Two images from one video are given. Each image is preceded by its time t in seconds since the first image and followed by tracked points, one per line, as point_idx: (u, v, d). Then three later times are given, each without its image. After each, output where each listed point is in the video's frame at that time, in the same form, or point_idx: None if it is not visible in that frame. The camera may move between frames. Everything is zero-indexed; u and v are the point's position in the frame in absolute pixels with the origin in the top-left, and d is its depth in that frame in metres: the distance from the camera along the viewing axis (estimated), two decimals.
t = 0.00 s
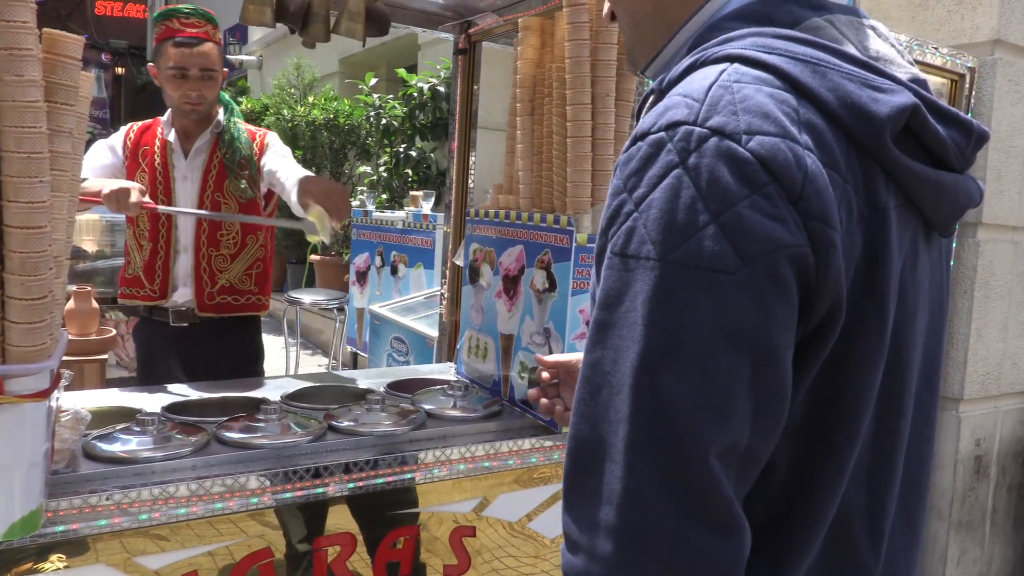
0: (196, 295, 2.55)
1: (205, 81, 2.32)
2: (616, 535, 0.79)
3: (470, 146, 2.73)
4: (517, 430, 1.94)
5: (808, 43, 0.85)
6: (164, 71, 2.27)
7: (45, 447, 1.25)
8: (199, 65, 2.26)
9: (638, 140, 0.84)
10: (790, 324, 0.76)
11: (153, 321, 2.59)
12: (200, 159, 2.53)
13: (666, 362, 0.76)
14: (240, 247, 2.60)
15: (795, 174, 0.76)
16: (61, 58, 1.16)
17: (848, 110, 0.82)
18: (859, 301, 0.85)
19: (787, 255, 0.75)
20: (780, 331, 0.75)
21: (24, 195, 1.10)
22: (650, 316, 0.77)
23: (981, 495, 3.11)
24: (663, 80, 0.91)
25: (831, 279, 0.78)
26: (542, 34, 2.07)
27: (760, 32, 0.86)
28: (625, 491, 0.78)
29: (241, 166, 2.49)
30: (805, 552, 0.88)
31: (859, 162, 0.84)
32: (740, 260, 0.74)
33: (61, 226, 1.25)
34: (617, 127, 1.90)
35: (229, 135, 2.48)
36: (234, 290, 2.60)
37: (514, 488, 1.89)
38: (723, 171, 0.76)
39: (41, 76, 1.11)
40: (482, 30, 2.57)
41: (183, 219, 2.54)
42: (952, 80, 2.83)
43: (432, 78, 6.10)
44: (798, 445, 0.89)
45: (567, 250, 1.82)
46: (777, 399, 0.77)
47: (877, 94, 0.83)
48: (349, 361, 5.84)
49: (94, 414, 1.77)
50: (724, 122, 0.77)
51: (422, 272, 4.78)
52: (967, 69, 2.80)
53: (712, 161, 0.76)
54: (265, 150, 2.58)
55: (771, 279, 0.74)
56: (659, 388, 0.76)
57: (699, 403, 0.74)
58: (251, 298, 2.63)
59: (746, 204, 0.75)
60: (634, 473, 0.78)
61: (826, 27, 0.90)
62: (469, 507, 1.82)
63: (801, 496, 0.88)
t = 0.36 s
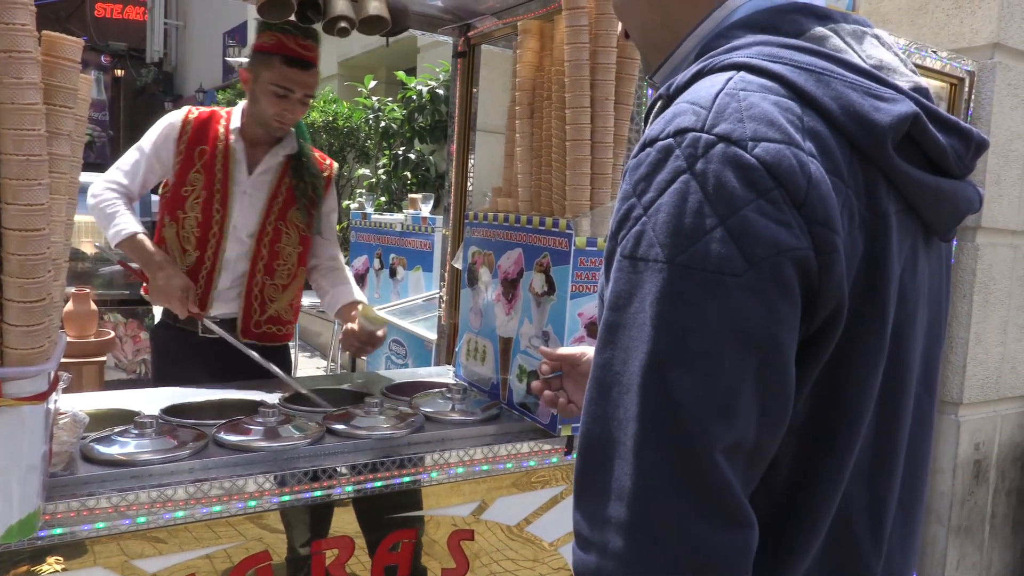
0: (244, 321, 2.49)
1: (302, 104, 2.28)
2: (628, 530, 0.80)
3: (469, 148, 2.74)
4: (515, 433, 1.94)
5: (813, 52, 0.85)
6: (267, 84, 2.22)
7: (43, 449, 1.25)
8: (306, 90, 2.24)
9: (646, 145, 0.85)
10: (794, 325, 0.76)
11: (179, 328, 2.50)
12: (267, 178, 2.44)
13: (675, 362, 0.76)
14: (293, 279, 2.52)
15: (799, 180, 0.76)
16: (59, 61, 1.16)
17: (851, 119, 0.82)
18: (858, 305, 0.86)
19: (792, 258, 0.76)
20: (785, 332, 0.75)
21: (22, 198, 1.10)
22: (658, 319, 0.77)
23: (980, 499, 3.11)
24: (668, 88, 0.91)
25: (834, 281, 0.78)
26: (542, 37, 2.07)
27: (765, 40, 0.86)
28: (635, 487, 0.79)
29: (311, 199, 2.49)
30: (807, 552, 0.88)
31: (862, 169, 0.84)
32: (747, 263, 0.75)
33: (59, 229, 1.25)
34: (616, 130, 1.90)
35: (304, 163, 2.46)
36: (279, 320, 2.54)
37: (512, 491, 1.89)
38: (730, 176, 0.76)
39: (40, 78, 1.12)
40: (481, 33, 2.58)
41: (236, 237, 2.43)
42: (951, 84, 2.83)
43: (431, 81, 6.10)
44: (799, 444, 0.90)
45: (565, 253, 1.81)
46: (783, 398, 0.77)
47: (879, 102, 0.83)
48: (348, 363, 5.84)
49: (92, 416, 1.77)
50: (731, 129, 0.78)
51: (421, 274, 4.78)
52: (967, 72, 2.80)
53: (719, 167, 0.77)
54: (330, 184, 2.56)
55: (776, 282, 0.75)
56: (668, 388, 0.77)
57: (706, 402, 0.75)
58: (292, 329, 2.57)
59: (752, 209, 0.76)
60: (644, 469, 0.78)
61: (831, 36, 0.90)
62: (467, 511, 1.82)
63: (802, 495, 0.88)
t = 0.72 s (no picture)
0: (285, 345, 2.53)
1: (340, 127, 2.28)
2: (609, 516, 0.80)
3: (468, 149, 2.73)
4: (514, 436, 1.94)
5: (804, 49, 0.85)
6: (307, 105, 2.21)
7: (42, 452, 1.25)
8: (345, 115, 2.23)
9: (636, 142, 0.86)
10: (777, 320, 0.76)
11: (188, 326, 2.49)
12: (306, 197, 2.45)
13: (657, 352, 0.77)
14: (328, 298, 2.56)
15: (780, 174, 0.77)
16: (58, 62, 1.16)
17: (839, 115, 0.82)
18: (849, 299, 0.85)
19: (773, 251, 0.75)
20: (767, 325, 0.75)
21: (20, 200, 1.10)
22: (642, 312, 0.78)
23: (980, 501, 3.11)
24: (666, 89, 0.92)
25: (817, 274, 0.78)
26: (541, 39, 2.07)
27: (754, 40, 0.87)
28: (617, 475, 0.79)
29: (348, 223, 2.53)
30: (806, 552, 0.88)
31: (849, 164, 0.84)
32: (727, 255, 0.75)
33: (58, 230, 1.25)
34: (616, 132, 1.90)
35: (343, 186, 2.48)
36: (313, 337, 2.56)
37: (511, 493, 1.88)
38: (711, 170, 0.77)
39: (38, 79, 1.11)
40: (481, 35, 2.58)
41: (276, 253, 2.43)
42: (952, 86, 2.83)
43: (431, 83, 6.10)
44: (792, 440, 0.89)
45: (565, 255, 1.81)
46: (765, 392, 0.77)
47: (867, 97, 0.83)
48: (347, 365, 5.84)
49: (90, 418, 1.76)
50: (713, 124, 0.78)
51: (420, 276, 4.77)
52: (967, 74, 2.80)
53: (701, 161, 0.77)
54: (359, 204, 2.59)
55: (757, 276, 0.75)
56: (651, 378, 0.77)
57: (686, 392, 0.75)
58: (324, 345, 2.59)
59: (732, 202, 0.76)
60: (626, 458, 0.79)
61: (826, 35, 0.90)
62: (467, 513, 1.81)
63: (795, 492, 0.88)
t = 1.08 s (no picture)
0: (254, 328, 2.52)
1: (242, 97, 2.27)
2: (611, 523, 0.80)
3: (469, 151, 2.74)
4: (514, 437, 1.94)
5: (809, 50, 0.85)
6: (200, 83, 2.20)
7: (43, 454, 1.25)
8: (241, 83, 2.21)
9: (639, 143, 0.86)
10: (782, 322, 0.76)
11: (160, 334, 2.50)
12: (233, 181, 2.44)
13: (661, 356, 0.77)
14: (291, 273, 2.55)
15: (786, 175, 0.77)
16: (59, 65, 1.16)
17: (845, 115, 0.82)
18: (857, 303, 0.85)
19: (779, 253, 0.76)
20: (772, 327, 0.75)
21: (21, 203, 1.10)
22: (646, 315, 0.78)
23: (980, 503, 3.11)
24: (669, 90, 0.92)
25: (823, 276, 0.78)
26: (541, 41, 2.07)
27: (760, 40, 0.87)
28: (620, 481, 0.79)
29: (285, 196, 2.49)
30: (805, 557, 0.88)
31: (856, 164, 0.84)
32: (731, 257, 0.75)
33: (59, 233, 1.25)
34: (615, 135, 1.90)
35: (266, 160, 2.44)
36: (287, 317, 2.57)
37: (510, 496, 1.87)
38: (715, 171, 0.77)
39: (39, 82, 1.11)
40: (480, 37, 2.58)
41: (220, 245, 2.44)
42: (951, 88, 2.84)
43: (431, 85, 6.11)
44: (799, 443, 0.89)
45: (565, 258, 1.82)
46: (771, 396, 0.77)
47: (873, 97, 0.83)
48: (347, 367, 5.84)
49: (90, 421, 1.77)
50: (718, 125, 0.78)
51: (420, 278, 4.77)
52: (967, 76, 2.80)
53: (705, 162, 0.78)
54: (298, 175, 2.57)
55: (763, 278, 0.75)
56: (655, 382, 0.78)
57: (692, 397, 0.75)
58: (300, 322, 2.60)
59: (737, 204, 0.76)
60: (630, 464, 0.79)
61: (833, 35, 0.90)
62: (466, 515, 1.81)
63: (802, 494, 0.88)
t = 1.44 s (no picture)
0: (159, 312, 2.44)
1: (148, 85, 2.15)
2: (635, 543, 0.80)
3: (470, 155, 2.75)
4: (514, 440, 1.94)
5: (820, 52, 0.86)
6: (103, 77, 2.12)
7: (46, 457, 1.25)
8: (138, 71, 2.09)
9: (650, 148, 0.86)
10: (804, 325, 0.77)
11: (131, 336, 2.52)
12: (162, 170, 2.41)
13: (682, 364, 0.76)
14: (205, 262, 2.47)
15: (807, 176, 0.77)
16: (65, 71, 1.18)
17: (859, 117, 0.83)
18: (874, 307, 0.86)
19: (800, 255, 0.76)
20: (795, 330, 0.76)
21: (26, 208, 1.11)
22: (664, 320, 0.78)
23: (981, 507, 3.11)
24: (674, 95, 0.93)
25: (846, 279, 0.79)
26: (542, 47, 2.08)
27: (770, 43, 0.88)
28: (643, 499, 0.79)
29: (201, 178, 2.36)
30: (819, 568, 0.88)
31: (871, 167, 0.85)
32: (753, 260, 0.75)
33: (64, 238, 1.26)
34: (616, 139, 1.91)
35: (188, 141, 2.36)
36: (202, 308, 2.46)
37: (512, 499, 1.88)
38: (735, 172, 0.77)
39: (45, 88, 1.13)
40: (482, 42, 2.59)
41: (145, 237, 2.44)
42: (951, 93, 2.86)
43: (433, 89, 6.13)
44: (816, 450, 0.90)
45: (566, 262, 1.83)
46: (794, 400, 0.77)
47: (887, 99, 0.84)
48: (348, 371, 5.85)
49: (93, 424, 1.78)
50: (735, 126, 0.79)
51: (421, 282, 4.78)
52: (966, 81, 2.82)
53: (724, 163, 0.78)
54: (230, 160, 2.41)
55: (785, 280, 0.76)
56: (676, 392, 0.77)
57: (716, 404, 0.75)
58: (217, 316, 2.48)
59: (758, 206, 0.76)
60: (652, 480, 0.78)
61: (838, 38, 0.91)
62: (467, 518, 1.82)
63: (820, 503, 0.88)
